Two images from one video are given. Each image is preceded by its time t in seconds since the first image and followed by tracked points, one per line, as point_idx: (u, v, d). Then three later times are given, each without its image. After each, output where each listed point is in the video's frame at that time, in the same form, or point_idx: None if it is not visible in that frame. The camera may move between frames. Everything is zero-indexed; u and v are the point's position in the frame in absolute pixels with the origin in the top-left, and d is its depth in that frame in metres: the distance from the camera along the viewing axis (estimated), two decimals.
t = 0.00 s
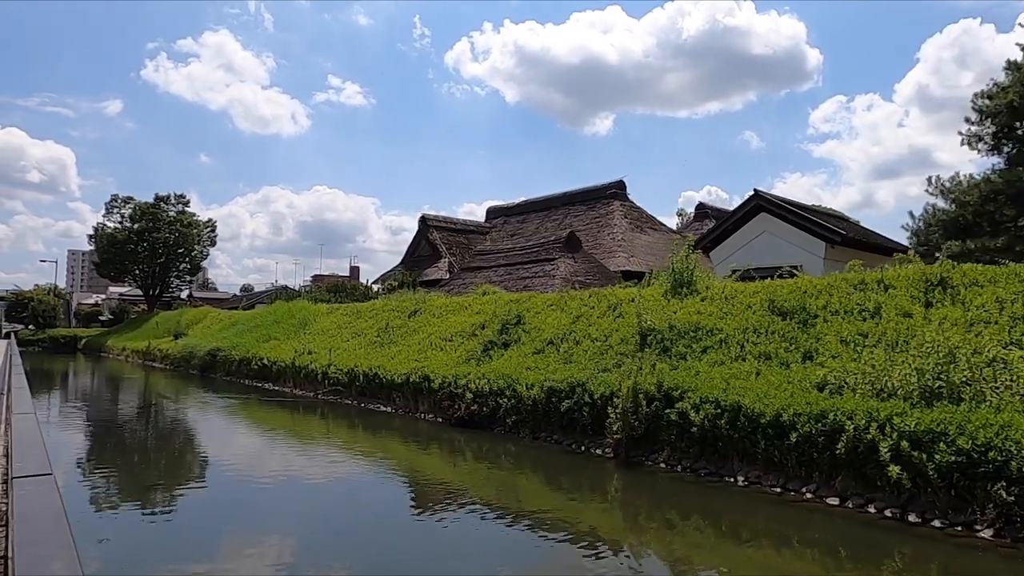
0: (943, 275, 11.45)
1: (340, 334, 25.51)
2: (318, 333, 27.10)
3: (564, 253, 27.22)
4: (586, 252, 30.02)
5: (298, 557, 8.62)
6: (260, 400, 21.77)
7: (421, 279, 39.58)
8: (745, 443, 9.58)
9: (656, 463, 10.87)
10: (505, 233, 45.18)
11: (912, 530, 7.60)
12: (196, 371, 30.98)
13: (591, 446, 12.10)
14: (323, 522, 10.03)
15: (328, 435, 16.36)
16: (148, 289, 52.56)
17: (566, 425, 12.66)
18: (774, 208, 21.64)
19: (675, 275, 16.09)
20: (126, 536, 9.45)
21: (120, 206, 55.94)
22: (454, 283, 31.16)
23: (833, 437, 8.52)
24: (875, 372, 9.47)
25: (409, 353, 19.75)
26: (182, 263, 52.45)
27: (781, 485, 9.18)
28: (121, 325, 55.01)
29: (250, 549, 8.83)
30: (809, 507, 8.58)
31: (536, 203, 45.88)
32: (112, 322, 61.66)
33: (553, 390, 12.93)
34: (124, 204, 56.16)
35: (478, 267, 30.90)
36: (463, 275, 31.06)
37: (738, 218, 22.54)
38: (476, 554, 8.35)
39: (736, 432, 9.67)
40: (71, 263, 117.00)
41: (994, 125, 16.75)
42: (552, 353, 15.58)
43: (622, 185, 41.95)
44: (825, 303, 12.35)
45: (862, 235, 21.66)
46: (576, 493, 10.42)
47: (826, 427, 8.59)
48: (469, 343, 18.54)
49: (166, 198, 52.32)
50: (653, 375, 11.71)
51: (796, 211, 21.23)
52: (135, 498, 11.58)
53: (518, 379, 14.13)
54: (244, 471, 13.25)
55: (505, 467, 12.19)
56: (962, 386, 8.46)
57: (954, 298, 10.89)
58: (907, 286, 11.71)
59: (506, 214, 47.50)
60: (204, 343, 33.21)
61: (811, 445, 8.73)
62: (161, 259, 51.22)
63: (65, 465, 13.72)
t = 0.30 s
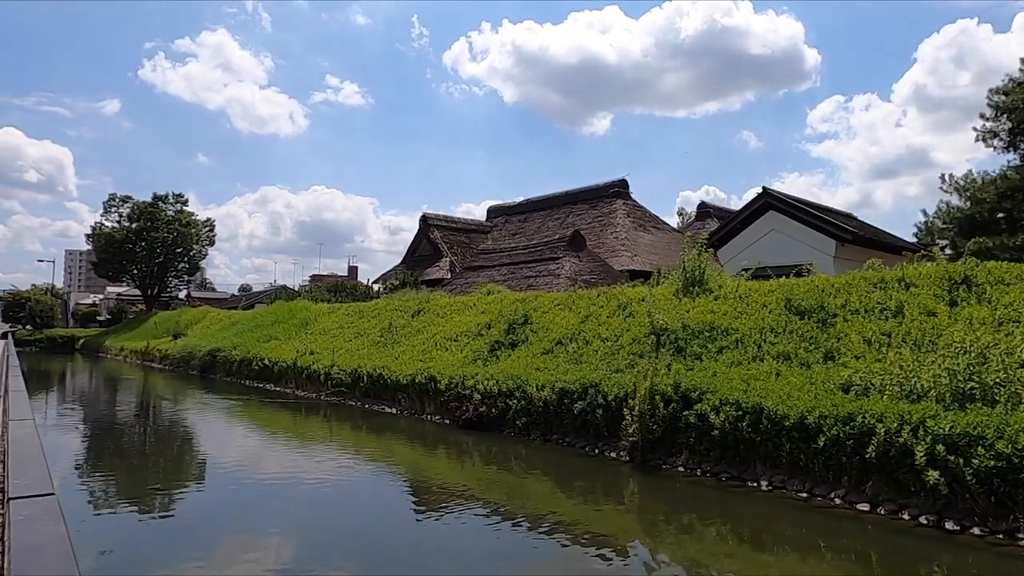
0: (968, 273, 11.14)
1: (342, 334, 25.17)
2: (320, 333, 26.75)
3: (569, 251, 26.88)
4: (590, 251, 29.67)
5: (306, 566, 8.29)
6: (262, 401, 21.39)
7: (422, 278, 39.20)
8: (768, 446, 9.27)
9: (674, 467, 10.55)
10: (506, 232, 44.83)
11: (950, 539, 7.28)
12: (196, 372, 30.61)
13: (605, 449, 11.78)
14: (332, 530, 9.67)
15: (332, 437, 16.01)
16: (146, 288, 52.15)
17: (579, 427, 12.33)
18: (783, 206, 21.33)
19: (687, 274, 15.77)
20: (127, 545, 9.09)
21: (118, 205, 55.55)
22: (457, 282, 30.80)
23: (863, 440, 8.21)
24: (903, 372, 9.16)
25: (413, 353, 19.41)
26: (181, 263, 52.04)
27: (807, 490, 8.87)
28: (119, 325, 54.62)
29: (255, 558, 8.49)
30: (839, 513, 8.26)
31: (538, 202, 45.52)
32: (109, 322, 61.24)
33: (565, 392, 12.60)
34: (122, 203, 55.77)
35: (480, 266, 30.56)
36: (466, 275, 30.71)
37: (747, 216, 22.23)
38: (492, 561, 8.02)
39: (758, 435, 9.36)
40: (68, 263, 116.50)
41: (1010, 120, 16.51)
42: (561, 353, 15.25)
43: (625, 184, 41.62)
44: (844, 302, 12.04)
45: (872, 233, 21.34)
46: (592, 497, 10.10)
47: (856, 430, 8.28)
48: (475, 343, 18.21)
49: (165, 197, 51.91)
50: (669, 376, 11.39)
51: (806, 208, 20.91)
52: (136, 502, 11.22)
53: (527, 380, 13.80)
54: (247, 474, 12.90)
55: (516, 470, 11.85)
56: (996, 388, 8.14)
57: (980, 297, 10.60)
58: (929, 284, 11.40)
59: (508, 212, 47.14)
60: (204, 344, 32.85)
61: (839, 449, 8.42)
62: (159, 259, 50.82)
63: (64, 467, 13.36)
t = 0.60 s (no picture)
0: (992, 274, 10.82)
1: (341, 335, 24.78)
2: (319, 334, 26.35)
3: (572, 251, 26.52)
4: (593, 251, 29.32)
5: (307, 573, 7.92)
6: (260, 403, 20.95)
7: (421, 278, 38.79)
8: (792, 452, 8.93)
9: (691, 473, 10.20)
10: (506, 232, 44.44)
11: (991, 552, 6.95)
12: (193, 373, 30.18)
13: (617, 454, 11.43)
14: (336, 536, 9.31)
15: (333, 440, 15.62)
16: (141, 288, 51.65)
17: (590, 431, 11.97)
18: (791, 205, 21.03)
19: (696, 274, 15.42)
20: (123, 550, 8.70)
21: (113, 204, 55.05)
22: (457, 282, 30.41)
23: (893, 447, 7.87)
24: (931, 376, 8.83)
25: (416, 355, 19.03)
26: (177, 263, 51.55)
27: (833, 499, 8.53)
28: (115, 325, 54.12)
29: (254, 567, 8.10)
30: (869, 524, 7.91)
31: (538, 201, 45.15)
32: (105, 323, 60.71)
33: (575, 395, 12.25)
34: (118, 203, 55.26)
35: (481, 266, 30.18)
36: (467, 275, 30.33)
37: (753, 215, 21.93)
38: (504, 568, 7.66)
39: (781, 441, 9.02)
40: (63, 263, 115.77)
41: None
42: (569, 355, 14.89)
43: (626, 183, 41.29)
44: (863, 302, 11.72)
45: (881, 233, 21.01)
46: (606, 504, 9.73)
47: (885, 436, 7.94)
48: (479, 344, 17.84)
49: (161, 196, 51.41)
50: (684, 378, 11.05)
51: (815, 207, 20.63)
52: (132, 505, 10.83)
53: (535, 382, 13.44)
54: (246, 477, 12.51)
55: (525, 475, 11.49)
56: None
57: (1005, 298, 10.29)
58: (951, 285, 11.11)
59: (507, 212, 46.75)
60: (201, 345, 32.40)
61: (868, 456, 8.09)
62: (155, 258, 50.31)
63: (57, 471, 12.96)
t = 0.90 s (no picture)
0: (1018, 270, 10.55)
1: (344, 334, 24.43)
2: (321, 333, 26.00)
3: (576, 249, 26.20)
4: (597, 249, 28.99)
5: None
6: (261, 404, 20.60)
7: (423, 278, 38.47)
8: (819, 454, 8.63)
9: (711, 475, 9.89)
10: (508, 231, 44.10)
11: None
12: (193, 373, 29.81)
13: (633, 456, 11.11)
14: (344, 537, 9.01)
15: (337, 440, 15.28)
16: (139, 288, 51.21)
17: (604, 432, 11.66)
18: (800, 202, 20.76)
19: (708, 272, 15.10)
20: (125, 552, 8.39)
21: (111, 203, 54.61)
22: (460, 280, 30.06)
23: (928, 449, 7.58)
24: (963, 375, 8.55)
25: (421, 354, 18.71)
26: (175, 262, 51.12)
27: (864, 503, 8.22)
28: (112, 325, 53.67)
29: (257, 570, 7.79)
30: (903, 529, 7.61)
31: (539, 200, 44.78)
32: (102, 322, 60.22)
33: (588, 395, 11.94)
34: (115, 201, 54.82)
35: (484, 264, 29.83)
36: (469, 273, 30.00)
37: (762, 212, 21.62)
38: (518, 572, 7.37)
39: (807, 442, 8.72)
40: (60, 262, 115.25)
41: None
42: (579, 354, 14.58)
43: (628, 181, 40.97)
44: (884, 299, 11.42)
45: (892, 230, 20.73)
46: (624, 508, 9.41)
47: (920, 437, 7.65)
48: (486, 343, 17.52)
49: (159, 195, 51.00)
50: (702, 378, 10.75)
51: (825, 203, 20.32)
52: (133, 506, 10.51)
53: (545, 381, 13.13)
54: (249, 478, 12.15)
55: (537, 477, 11.16)
56: None
57: None
58: (976, 282, 10.84)
59: (508, 211, 46.41)
60: (201, 344, 32.03)
61: (901, 458, 7.79)
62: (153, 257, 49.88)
63: (55, 472, 12.63)
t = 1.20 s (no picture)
0: None
1: (347, 335, 24.11)
2: (324, 333, 25.70)
3: (582, 249, 25.90)
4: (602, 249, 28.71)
5: None
6: (263, 405, 20.30)
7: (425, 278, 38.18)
8: (848, 461, 8.34)
9: (732, 482, 9.59)
10: (510, 230, 43.79)
11: None
12: (193, 374, 29.51)
13: (650, 461, 10.81)
14: (352, 541, 8.76)
15: (342, 442, 14.97)
16: (139, 287, 50.86)
17: (619, 436, 11.36)
18: (810, 201, 20.47)
19: (721, 272, 14.81)
20: (128, 555, 8.11)
21: (110, 202, 54.25)
22: (463, 280, 29.75)
23: (966, 457, 7.29)
24: (998, 379, 8.26)
25: (426, 355, 18.41)
26: (175, 261, 50.79)
27: (897, 512, 7.93)
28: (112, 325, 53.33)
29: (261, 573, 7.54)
30: (942, 540, 7.30)
31: (542, 199, 44.44)
32: (101, 322, 59.81)
33: (602, 398, 11.66)
34: (114, 200, 54.47)
35: (488, 263, 29.52)
36: (473, 273, 29.70)
37: (772, 212, 21.34)
38: None
39: (835, 448, 8.43)
40: (59, 262, 114.87)
41: None
42: (590, 356, 14.28)
43: (632, 180, 40.65)
44: (907, 300, 11.14)
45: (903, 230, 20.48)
46: (642, 514, 9.12)
47: (957, 444, 7.36)
48: (493, 344, 17.23)
49: (158, 194, 50.65)
50: (720, 380, 10.46)
51: (836, 202, 20.05)
52: (134, 507, 10.23)
53: (557, 383, 12.83)
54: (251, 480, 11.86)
55: (550, 482, 10.87)
56: None
57: None
58: (1003, 282, 10.57)
59: (510, 210, 46.07)
60: (201, 345, 31.73)
61: (937, 466, 7.50)
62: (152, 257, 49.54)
63: (54, 472, 12.35)
